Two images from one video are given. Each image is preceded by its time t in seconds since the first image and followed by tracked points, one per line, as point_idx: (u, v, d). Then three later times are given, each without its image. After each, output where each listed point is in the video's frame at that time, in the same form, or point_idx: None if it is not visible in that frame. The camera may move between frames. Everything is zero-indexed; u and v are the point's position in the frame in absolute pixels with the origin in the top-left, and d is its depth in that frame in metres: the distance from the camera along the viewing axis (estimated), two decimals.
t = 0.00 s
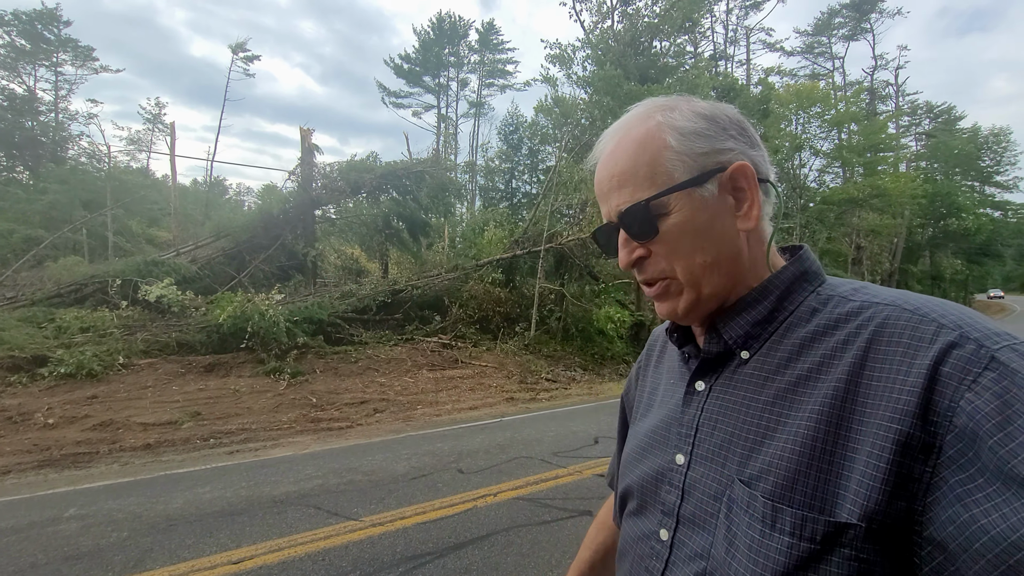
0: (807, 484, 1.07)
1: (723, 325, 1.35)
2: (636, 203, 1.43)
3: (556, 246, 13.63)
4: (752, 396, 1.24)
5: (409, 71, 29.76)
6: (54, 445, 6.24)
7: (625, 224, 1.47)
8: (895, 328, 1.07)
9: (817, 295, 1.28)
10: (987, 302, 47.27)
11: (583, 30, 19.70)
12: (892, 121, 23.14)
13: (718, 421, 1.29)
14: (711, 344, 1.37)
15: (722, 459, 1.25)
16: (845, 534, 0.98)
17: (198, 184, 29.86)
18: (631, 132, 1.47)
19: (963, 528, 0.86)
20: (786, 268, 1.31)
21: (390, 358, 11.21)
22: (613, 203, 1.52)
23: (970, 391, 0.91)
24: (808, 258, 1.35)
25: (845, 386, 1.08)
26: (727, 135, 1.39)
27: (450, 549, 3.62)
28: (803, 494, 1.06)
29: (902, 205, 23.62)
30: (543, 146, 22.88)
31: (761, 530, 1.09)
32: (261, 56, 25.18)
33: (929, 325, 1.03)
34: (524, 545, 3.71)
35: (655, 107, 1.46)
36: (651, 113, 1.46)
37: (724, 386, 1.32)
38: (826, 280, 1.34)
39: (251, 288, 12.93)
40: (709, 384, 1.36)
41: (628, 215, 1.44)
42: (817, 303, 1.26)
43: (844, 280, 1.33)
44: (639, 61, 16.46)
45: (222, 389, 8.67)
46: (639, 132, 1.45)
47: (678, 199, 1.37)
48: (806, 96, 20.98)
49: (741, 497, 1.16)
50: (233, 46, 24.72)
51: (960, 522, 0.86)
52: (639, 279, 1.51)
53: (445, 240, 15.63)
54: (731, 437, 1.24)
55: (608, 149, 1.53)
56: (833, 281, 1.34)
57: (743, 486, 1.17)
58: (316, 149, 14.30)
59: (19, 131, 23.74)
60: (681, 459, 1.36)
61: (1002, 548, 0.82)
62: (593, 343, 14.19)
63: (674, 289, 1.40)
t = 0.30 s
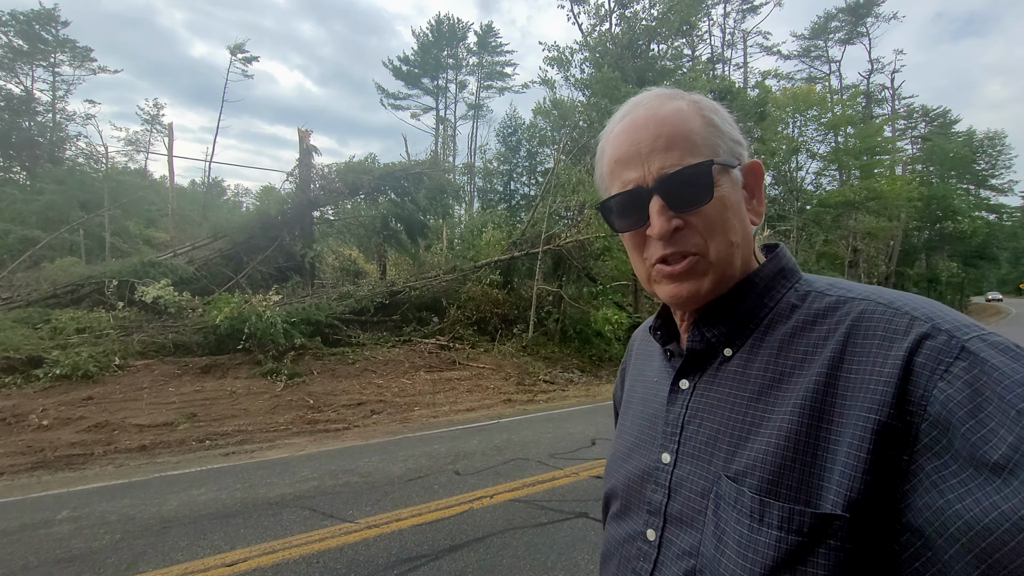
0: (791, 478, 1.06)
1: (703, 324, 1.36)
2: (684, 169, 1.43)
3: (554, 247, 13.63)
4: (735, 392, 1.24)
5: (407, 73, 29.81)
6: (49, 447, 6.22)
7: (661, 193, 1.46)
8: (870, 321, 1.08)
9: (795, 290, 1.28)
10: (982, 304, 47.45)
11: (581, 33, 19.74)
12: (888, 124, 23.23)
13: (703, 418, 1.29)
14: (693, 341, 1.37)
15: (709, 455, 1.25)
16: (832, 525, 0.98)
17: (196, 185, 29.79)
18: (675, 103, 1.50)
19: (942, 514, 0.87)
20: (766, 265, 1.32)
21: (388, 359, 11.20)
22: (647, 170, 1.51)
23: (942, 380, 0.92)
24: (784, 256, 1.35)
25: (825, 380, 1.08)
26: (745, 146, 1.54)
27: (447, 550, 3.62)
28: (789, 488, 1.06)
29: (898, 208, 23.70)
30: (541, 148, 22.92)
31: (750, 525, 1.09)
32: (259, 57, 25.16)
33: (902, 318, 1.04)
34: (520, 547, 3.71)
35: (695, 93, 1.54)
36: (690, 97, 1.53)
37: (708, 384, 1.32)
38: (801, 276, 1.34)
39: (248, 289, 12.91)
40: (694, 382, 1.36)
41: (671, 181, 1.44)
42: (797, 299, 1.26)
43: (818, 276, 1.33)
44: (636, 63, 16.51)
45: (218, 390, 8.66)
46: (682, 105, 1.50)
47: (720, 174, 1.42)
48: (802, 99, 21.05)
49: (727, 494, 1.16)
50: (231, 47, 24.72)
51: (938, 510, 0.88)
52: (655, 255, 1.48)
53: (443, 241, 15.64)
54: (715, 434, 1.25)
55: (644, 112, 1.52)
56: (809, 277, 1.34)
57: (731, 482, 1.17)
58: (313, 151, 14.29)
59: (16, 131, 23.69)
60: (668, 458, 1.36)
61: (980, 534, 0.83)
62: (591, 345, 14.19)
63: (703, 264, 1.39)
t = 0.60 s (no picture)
0: (786, 491, 1.06)
1: (694, 334, 1.36)
2: (690, 173, 1.44)
3: (554, 249, 13.62)
4: (727, 403, 1.24)
5: (407, 75, 29.85)
6: (46, 450, 6.21)
7: (665, 194, 1.46)
8: (861, 332, 1.08)
9: (785, 301, 1.28)
10: (982, 304, 47.58)
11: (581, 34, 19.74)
12: (888, 126, 23.23)
13: (696, 430, 1.29)
14: (684, 352, 1.37)
15: (702, 469, 1.24)
16: (827, 538, 0.97)
17: (196, 186, 29.82)
18: (685, 109, 1.51)
19: (933, 525, 0.87)
20: (756, 274, 1.32)
21: (387, 361, 11.20)
22: (653, 170, 1.50)
23: (932, 390, 0.92)
24: (773, 267, 1.35)
25: (816, 391, 1.08)
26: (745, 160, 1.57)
27: (444, 555, 3.61)
28: (783, 501, 1.05)
29: (898, 209, 23.71)
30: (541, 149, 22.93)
31: (745, 538, 1.08)
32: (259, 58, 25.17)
33: (892, 328, 1.04)
34: (517, 552, 3.70)
35: (702, 103, 1.56)
36: (697, 106, 1.55)
37: (699, 395, 1.32)
38: (791, 286, 1.34)
39: (248, 290, 12.91)
40: (685, 394, 1.36)
41: (677, 184, 1.44)
42: (787, 308, 1.26)
43: (808, 286, 1.34)
44: (636, 65, 16.52)
45: (218, 392, 8.65)
46: (690, 112, 1.51)
47: (723, 183, 1.43)
48: (801, 101, 21.05)
49: (722, 507, 1.15)
50: (231, 49, 24.75)
51: (929, 520, 0.87)
52: (654, 257, 1.47)
53: (443, 243, 15.65)
54: (708, 446, 1.24)
55: (652, 115, 1.52)
56: (798, 287, 1.34)
57: (725, 496, 1.16)
58: (313, 152, 14.29)
59: (16, 132, 23.70)
60: (660, 470, 1.35)
61: (969, 544, 0.83)
62: (590, 346, 14.19)
63: (702, 269, 1.39)
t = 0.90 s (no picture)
0: (793, 508, 1.05)
1: (694, 345, 1.36)
2: (691, 178, 1.44)
3: (553, 248, 13.62)
4: (730, 416, 1.24)
5: (407, 74, 29.86)
6: (46, 449, 6.22)
7: (665, 200, 1.46)
8: (864, 342, 1.08)
9: (785, 310, 1.29)
10: (982, 303, 47.59)
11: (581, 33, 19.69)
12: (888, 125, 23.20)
13: (698, 444, 1.29)
14: (684, 363, 1.37)
15: (706, 485, 1.24)
16: (838, 556, 0.97)
17: (196, 186, 29.83)
18: (686, 116, 1.51)
19: (941, 540, 0.87)
20: (755, 284, 1.33)
21: (387, 360, 11.20)
22: (654, 176, 1.50)
23: (938, 402, 0.92)
24: (771, 277, 1.36)
25: (820, 405, 1.08)
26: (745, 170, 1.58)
27: (442, 557, 3.61)
28: (792, 519, 1.05)
29: (898, 208, 23.69)
30: (540, 148, 22.94)
31: (753, 558, 1.07)
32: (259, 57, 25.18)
33: (894, 339, 1.05)
34: (516, 553, 3.70)
35: (704, 111, 1.57)
36: (699, 114, 1.56)
37: (700, 408, 1.32)
38: (789, 296, 1.35)
39: (248, 290, 12.91)
40: (685, 406, 1.36)
41: (677, 189, 1.44)
42: (788, 318, 1.27)
43: (806, 296, 1.34)
44: (635, 64, 16.51)
45: (218, 392, 8.66)
46: (691, 118, 1.51)
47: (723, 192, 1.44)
48: (801, 100, 21.01)
49: (728, 524, 1.14)
50: (231, 48, 24.75)
51: (939, 536, 0.88)
52: (652, 264, 1.47)
53: (442, 242, 15.66)
54: (711, 461, 1.24)
55: (654, 120, 1.53)
56: (797, 296, 1.35)
57: (730, 513, 1.16)
58: (313, 152, 14.29)
59: (16, 132, 23.73)
60: (661, 486, 1.35)
61: (987, 559, 0.83)
62: (590, 345, 14.19)
63: (699, 277, 1.38)
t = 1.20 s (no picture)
0: (790, 522, 1.05)
1: (689, 350, 1.36)
2: (689, 177, 1.43)
3: (553, 247, 13.62)
4: (726, 424, 1.23)
5: (406, 73, 29.84)
6: (46, 450, 6.23)
7: (663, 198, 1.45)
8: (863, 351, 1.08)
9: (781, 314, 1.29)
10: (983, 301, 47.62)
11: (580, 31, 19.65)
12: (888, 122, 23.16)
13: (693, 453, 1.28)
14: (678, 369, 1.36)
15: (699, 495, 1.23)
16: (837, 570, 0.97)
17: (196, 186, 29.80)
18: (685, 115, 1.51)
19: (944, 555, 0.87)
20: (751, 288, 1.33)
21: (386, 360, 11.19)
22: (651, 172, 1.50)
23: (942, 414, 0.92)
24: (768, 280, 1.36)
25: (819, 415, 1.08)
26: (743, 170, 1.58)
27: (442, 556, 3.61)
28: (788, 532, 1.05)
29: (898, 206, 23.67)
30: (540, 147, 22.96)
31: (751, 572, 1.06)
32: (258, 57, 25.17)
33: (896, 347, 1.04)
34: (516, 552, 3.71)
35: (703, 109, 1.57)
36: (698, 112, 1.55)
37: (695, 415, 1.31)
38: (785, 299, 1.35)
39: (247, 290, 12.90)
40: (679, 413, 1.36)
41: (676, 187, 1.44)
42: (783, 322, 1.27)
43: (803, 299, 1.34)
44: (634, 63, 16.47)
45: (218, 392, 8.67)
46: (690, 117, 1.51)
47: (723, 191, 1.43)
48: (801, 98, 20.98)
49: (723, 536, 1.14)
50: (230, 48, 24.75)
51: (940, 551, 0.87)
52: (650, 263, 1.46)
53: (442, 242, 15.66)
54: (707, 470, 1.23)
55: (652, 117, 1.52)
56: (793, 299, 1.36)
57: (727, 525, 1.15)
58: (312, 151, 14.28)
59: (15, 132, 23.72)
60: (654, 495, 1.35)
61: None
62: (590, 344, 14.20)
63: (696, 280, 1.38)
